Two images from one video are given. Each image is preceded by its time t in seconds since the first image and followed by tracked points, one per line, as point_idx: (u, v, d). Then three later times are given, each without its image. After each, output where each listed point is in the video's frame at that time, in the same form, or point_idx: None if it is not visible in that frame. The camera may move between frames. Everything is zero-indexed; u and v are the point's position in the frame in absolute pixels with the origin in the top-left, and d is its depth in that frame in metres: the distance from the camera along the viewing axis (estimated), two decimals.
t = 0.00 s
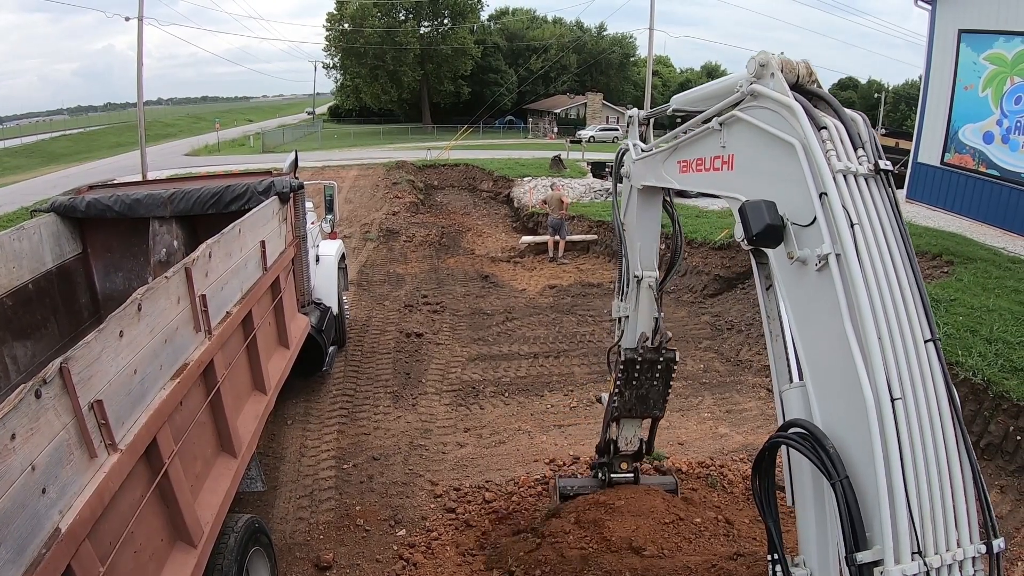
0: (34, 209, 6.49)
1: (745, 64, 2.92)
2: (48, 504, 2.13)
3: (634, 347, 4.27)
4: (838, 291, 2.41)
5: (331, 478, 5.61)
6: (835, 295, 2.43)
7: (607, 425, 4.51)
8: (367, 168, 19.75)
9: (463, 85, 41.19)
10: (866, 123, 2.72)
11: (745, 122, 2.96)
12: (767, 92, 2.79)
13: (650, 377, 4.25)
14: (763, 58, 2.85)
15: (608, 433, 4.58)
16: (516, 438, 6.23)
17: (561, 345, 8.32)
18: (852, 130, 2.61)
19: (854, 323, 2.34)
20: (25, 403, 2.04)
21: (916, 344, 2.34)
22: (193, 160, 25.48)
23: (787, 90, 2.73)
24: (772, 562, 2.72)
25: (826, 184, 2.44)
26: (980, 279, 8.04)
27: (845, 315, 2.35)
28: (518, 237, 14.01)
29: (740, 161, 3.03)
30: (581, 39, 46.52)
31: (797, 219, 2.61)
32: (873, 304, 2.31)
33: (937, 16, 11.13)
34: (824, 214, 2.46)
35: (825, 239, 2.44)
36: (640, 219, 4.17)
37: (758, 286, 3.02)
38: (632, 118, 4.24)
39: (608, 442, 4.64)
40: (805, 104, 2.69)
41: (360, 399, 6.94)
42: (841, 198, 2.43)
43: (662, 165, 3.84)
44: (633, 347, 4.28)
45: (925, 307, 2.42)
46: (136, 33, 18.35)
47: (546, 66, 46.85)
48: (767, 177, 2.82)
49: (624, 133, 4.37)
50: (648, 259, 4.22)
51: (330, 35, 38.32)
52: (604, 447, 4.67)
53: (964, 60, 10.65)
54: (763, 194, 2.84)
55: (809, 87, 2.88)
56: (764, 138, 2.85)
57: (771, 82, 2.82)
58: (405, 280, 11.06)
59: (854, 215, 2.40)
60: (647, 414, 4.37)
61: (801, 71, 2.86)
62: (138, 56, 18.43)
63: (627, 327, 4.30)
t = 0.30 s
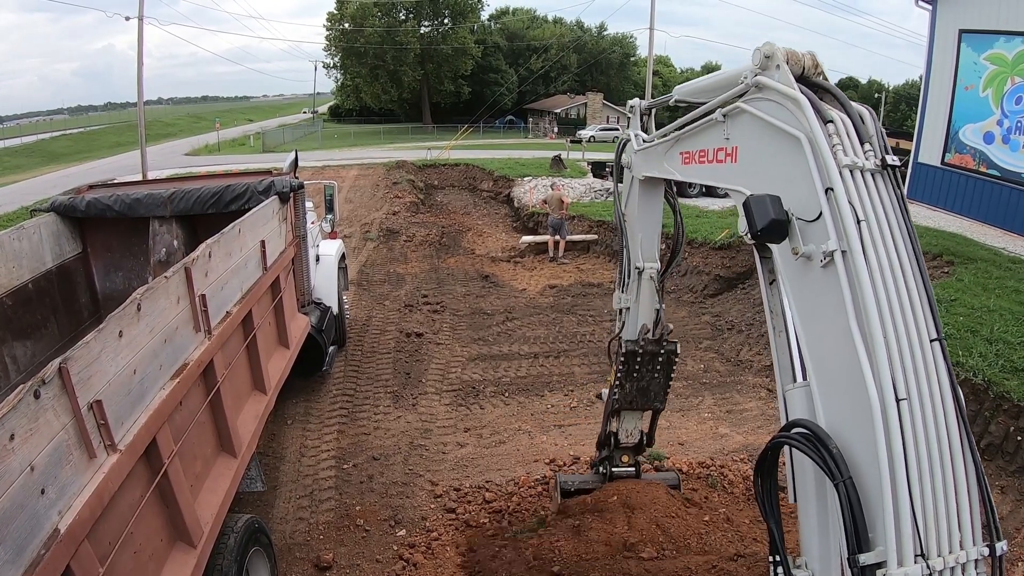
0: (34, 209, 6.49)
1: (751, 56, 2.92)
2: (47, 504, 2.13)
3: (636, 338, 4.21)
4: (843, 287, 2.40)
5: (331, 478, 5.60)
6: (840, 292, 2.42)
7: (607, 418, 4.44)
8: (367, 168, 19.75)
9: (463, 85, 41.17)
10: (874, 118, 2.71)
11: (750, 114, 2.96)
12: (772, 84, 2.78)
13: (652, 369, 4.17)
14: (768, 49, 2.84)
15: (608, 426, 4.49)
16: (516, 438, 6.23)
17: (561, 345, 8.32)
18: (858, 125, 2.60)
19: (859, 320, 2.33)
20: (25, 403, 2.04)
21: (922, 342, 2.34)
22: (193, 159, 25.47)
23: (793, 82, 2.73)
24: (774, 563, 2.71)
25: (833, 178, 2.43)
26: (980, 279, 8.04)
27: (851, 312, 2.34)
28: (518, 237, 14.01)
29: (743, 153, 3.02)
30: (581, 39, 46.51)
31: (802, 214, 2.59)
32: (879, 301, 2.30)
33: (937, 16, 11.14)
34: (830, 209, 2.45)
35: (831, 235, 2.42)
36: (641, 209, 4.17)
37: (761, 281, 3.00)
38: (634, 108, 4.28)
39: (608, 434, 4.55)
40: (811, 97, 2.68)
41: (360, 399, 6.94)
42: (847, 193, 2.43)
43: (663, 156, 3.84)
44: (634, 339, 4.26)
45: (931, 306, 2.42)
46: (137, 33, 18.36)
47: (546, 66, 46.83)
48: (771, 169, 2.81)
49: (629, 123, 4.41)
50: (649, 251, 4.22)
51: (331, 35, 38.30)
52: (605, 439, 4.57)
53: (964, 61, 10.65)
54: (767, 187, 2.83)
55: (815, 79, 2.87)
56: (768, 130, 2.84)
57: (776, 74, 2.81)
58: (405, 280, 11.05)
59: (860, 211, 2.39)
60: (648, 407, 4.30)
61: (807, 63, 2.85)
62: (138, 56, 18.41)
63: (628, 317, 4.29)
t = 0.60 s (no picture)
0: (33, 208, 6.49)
1: (767, 28, 2.79)
2: (46, 504, 2.13)
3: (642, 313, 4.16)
4: (861, 276, 2.35)
5: (330, 478, 5.60)
6: (857, 280, 2.37)
7: (611, 393, 4.39)
8: (366, 168, 19.76)
9: (463, 85, 41.18)
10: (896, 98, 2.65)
11: (764, 89, 2.83)
12: (790, 58, 2.67)
13: (656, 345, 4.14)
14: (787, 22, 2.72)
15: (611, 401, 4.42)
16: (515, 438, 6.23)
17: (561, 345, 8.33)
18: (880, 105, 2.53)
19: (877, 314, 2.29)
20: (24, 403, 2.04)
21: (940, 339, 2.32)
22: (192, 159, 25.47)
23: (812, 57, 2.61)
24: (780, 563, 2.72)
25: (853, 162, 2.37)
26: (980, 279, 8.04)
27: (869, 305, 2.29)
28: (518, 237, 14.01)
29: (757, 130, 2.91)
30: (581, 39, 46.56)
31: (819, 198, 2.51)
32: (898, 295, 2.27)
33: (936, 16, 11.14)
34: (849, 194, 2.38)
35: (850, 222, 2.37)
36: (647, 181, 4.17)
37: (773, 264, 2.86)
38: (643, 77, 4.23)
39: (612, 408, 4.48)
40: (831, 74, 2.58)
41: (359, 399, 6.93)
42: (868, 177, 2.37)
43: (673, 129, 3.76)
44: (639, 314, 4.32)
45: (951, 304, 2.40)
46: (137, 33, 18.39)
47: (546, 66, 46.85)
48: (786, 147, 2.70)
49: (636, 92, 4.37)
50: (655, 224, 4.22)
51: (330, 35, 38.30)
52: (607, 414, 4.52)
53: (964, 61, 10.66)
54: (782, 166, 2.73)
55: (833, 54, 2.76)
56: (784, 107, 2.72)
57: (794, 48, 2.70)
58: (404, 280, 11.06)
59: (882, 199, 2.34)
60: (652, 381, 4.27)
61: (826, 38, 2.74)
62: (138, 56, 18.42)
63: (632, 292, 4.34)
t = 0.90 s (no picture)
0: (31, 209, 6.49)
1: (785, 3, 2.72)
2: (44, 505, 2.13)
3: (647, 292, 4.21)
4: (879, 268, 2.32)
5: (329, 478, 5.60)
6: (875, 271, 2.34)
7: (615, 371, 4.45)
8: (365, 168, 19.74)
9: (462, 85, 41.16)
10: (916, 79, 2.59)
11: (779, 66, 2.80)
12: (807, 36, 2.63)
13: (661, 323, 4.19)
14: None
15: (614, 379, 4.48)
16: (514, 438, 6.23)
17: (559, 345, 8.32)
18: (902, 88, 2.47)
19: (894, 309, 2.27)
20: (21, 404, 2.04)
21: (958, 337, 2.29)
22: (191, 159, 25.46)
23: (831, 36, 2.57)
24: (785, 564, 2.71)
25: (875, 148, 2.32)
26: (978, 279, 8.05)
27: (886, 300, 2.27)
28: (516, 237, 14.01)
29: (770, 107, 2.88)
30: (580, 39, 46.56)
31: (837, 184, 2.48)
32: (917, 291, 2.23)
33: (935, 16, 11.13)
34: (868, 182, 2.34)
35: (869, 213, 2.33)
36: (654, 156, 4.17)
37: (784, 248, 2.84)
38: (650, 48, 4.21)
39: (615, 385, 4.54)
40: (852, 54, 2.52)
41: (358, 399, 6.93)
42: (888, 164, 2.32)
43: (682, 104, 3.74)
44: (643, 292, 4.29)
45: (970, 301, 2.36)
46: (135, 33, 18.39)
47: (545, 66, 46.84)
48: (802, 126, 2.67)
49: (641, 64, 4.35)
50: (661, 200, 4.24)
51: (329, 35, 38.26)
52: (610, 392, 4.58)
53: (962, 60, 10.65)
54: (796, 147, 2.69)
55: (854, 32, 2.73)
56: (800, 86, 2.68)
57: (812, 25, 2.66)
58: (403, 279, 11.06)
59: (903, 189, 2.30)
60: (656, 360, 4.31)
61: (846, 15, 2.72)
62: (137, 55, 18.43)
63: (637, 269, 4.31)
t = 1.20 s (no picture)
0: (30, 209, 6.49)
1: None
2: (42, 506, 2.12)
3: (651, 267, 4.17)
4: (898, 260, 2.26)
5: (327, 478, 5.60)
6: (894, 262, 2.29)
7: (617, 346, 4.39)
8: (363, 168, 19.75)
9: (460, 85, 41.16)
10: (942, 62, 2.48)
11: (797, 41, 2.69)
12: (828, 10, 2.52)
13: (665, 299, 4.15)
14: None
15: (616, 352, 4.42)
16: (512, 438, 6.22)
17: (558, 345, 8.33)
18: (927, 70, 2.38)
19: (913, 306, 2.22)
20: (19, 405, 2.04)
21: (977, 337, 2.24)
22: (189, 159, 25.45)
23: (852, 11, 2.48)
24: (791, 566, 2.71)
25: (898, 134, 2.24)
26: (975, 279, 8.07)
27: (905, 296, 2.22)
28: (514, 237, 14.02)
29: (785, 84, 2.77)
30: (578, 39, 46.59)
31: (857, 169, 2.40)
32: (938, 288, 2.18)
33: (933, 17, 11.15)
34: (890, 169, 2.27)
35: (890, 203, 2.27)
36: (661, 129, 4.16)
37: (797, 231, 2.74)
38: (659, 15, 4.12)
39: (617, 360, 4.47)
40: (876, 31, 2.42)
41: (357, 400, 6.93)
42: (912, 150, 2.24)
43: (692, 77, 3.62)
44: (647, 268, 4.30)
45: (990, 300, 2.30)
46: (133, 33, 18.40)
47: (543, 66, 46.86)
48: (819, 106, 2.58)
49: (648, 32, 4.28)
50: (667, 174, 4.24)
51: (327, 35, 38.25)
52: (612, 366, 4.50)
53: (960, 60, 10.66)
54: (815, 129, 2.59)
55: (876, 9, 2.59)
56: (819, 64, 2.57)
57: None
58: (401, 280, 11.06)
59: (927, 178, 2.23)
60: (659, 337, 4.25)
61: None
62: (136, 56, 18.44)
63: (641, 244, 4.32)
